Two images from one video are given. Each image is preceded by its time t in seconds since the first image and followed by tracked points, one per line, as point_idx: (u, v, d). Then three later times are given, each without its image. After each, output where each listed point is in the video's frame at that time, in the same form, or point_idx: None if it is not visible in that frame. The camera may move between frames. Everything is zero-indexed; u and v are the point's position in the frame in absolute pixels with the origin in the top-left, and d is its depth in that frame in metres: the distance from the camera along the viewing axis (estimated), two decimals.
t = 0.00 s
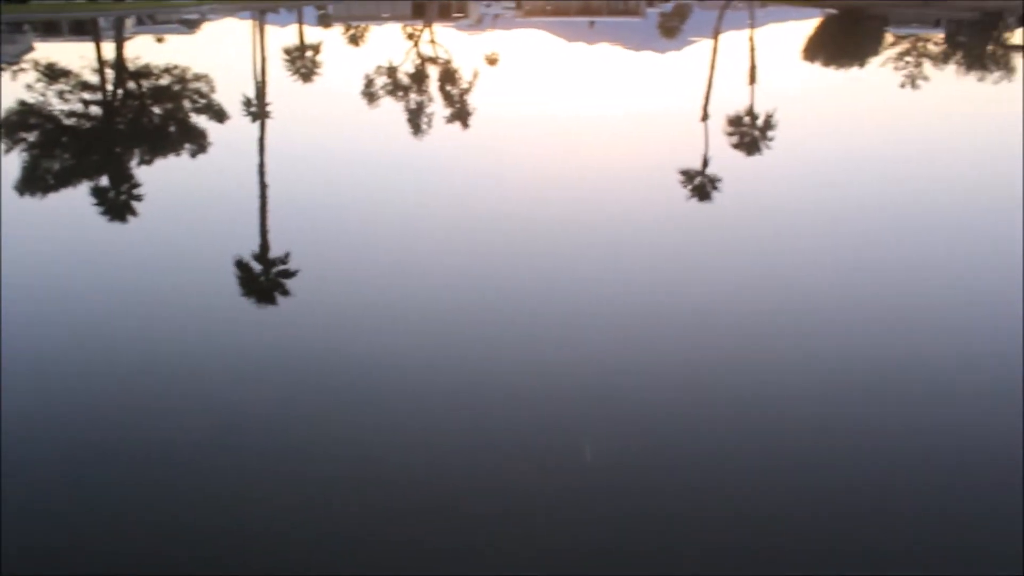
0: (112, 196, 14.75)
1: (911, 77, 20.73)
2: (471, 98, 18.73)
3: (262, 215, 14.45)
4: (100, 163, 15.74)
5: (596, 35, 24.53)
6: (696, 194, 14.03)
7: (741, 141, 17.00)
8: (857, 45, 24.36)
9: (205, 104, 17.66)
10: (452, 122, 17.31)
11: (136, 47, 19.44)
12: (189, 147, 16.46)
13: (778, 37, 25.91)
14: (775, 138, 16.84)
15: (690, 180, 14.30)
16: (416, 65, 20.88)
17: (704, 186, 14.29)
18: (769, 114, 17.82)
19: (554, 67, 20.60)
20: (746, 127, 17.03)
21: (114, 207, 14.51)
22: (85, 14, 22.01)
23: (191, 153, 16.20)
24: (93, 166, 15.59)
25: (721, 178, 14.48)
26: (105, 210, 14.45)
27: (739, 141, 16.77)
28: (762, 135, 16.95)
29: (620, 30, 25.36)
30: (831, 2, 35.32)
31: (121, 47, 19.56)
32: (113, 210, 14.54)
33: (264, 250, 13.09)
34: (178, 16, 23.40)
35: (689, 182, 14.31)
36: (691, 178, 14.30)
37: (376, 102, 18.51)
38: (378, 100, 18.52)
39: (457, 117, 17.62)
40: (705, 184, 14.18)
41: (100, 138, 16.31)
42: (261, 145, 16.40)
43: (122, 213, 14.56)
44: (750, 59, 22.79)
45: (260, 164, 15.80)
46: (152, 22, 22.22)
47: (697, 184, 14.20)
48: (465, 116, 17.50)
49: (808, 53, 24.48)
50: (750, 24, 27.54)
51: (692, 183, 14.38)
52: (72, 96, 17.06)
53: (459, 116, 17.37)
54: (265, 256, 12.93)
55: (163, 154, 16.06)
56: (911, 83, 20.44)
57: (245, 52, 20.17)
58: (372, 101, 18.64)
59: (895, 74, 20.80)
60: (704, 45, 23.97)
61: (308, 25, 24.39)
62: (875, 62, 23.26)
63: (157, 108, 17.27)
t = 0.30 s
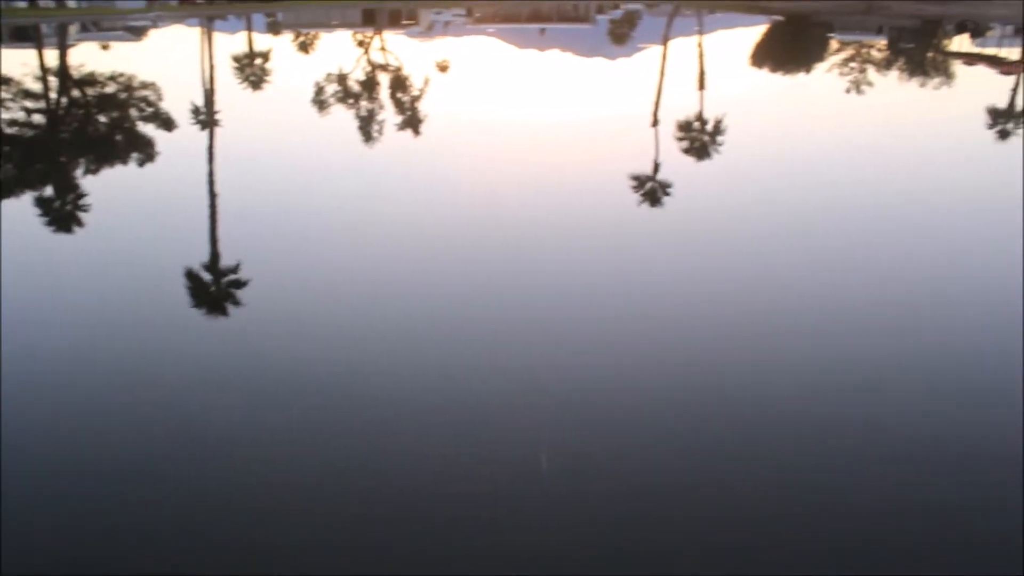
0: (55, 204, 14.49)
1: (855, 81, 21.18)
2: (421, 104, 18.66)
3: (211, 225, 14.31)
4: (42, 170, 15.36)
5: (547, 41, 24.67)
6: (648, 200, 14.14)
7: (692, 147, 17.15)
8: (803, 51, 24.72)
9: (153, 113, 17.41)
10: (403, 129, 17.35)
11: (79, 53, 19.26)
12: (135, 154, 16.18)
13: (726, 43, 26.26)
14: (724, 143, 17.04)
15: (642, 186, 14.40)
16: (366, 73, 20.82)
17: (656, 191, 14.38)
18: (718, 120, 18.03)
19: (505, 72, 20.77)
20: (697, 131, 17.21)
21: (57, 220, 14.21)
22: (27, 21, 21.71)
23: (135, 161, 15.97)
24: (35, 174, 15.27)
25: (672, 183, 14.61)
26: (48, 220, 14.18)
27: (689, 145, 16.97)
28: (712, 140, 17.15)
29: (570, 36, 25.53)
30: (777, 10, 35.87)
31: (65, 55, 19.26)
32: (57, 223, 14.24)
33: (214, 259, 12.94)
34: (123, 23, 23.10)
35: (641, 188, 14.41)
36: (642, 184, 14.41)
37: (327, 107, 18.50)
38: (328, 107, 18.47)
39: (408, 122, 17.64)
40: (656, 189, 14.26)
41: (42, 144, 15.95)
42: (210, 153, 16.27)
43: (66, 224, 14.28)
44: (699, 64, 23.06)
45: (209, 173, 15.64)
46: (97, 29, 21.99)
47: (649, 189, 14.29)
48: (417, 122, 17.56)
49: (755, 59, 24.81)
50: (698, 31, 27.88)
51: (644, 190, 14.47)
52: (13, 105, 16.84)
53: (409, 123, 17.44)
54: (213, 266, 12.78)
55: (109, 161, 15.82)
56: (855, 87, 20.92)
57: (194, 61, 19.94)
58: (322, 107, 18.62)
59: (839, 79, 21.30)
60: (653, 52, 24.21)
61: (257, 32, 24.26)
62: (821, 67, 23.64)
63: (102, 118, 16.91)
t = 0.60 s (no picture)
0: None
1: (802, 86, 21.48)
2: (370, 112, 18.59)
3: (160, 237, 14.10)
4: None
5: (495, 47, 24.70)
6: (599, 203, 14.21)
7: (641, 151, 17.34)
8: (748, 57, 25.09)
9: (96, 124, 17.11)
10: (352, 136, 17.29)
11: (20, 66, 18.92)
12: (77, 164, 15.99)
13: (672, 48, 26.51)
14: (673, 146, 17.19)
15: (592, 191, 14.50)
16: (314, 81, 20.68)
17: (606, 196, 14.46)
18: (666, 124, 18.19)
19: (455, 79, 20.84)
20: (646, 135, 17.37)
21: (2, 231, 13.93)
22: None
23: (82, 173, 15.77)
24: None
25: (622, 186, 14.72)
26: None
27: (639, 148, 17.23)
28: (661, 144, 17.31)
29: (518, 41, 25.60)
30: (722, 14, 36.32)
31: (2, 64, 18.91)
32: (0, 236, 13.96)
33: (163, 272, 12.73)
34: (63, 33, 22.72)
35: (591, 193, 14.51)
36: (593, 189, 14.50)
37: (273, 116, 18.43)
38: (276, 117, 18.37)
39: (358, 128, 17.61)
40: (606, 193, 14.37)
41: None
42: (156, 164, 16.03)
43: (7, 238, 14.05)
44: (646, 69, 23.25)
45: (156, 184, 15.42)
46: (36, 38, 21.63)
47: (599, 194, 14.38)
48: (367, 128, 17.54)
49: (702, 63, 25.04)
50: (644, 35, 28.13)
51: (595, 194, 14.54)
52: None
53: (360, 130, 17.43)
54: (161, 277, 12.59)
55: (53, 172, 15.57)
56: (801, 89, 21.11)
57: (138, 70, 19.62)
58: (271, 115, 18.50)
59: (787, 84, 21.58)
60: (601, 58, 24.37)
61: (202, 40, 24.02)
62: (766, 71, 23.97)
63: (42, 128, 16.61)
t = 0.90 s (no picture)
0: None
1: (746, 89, 21.75)
2: (317, 120, 18.46)
3: (104, 250, 13.84)
4: None
5: (442, 54, 24.67)
6: (549, 208, 14.20)
7: (590, 155, 17.41)
8: (691, 60, 25.35)
9: (37, 136, 16.78)
10: (300, 145, 17.11)
11: None
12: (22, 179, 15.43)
13: (618, 52, 26.67)
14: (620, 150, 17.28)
15: (542, 196, 14.52)
16: (260, 90, 20.49)
17: (558, 200, 14.48)
18: (614, 127, 18.28)
19: (402, 87, 20.79)
20: (595, 139, 17.44)
21: None
22: None
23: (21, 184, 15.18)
24: None
25: (572, 191, 14.75)
26: None
27: (587, 152, 17.31)
28: (609, 147, 17.40)
29: (465, 48, 25.61)
30: (666, 19, 36.66)
31: None
32: None
33: (109, 286, 12.48)
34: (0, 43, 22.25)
35: (541, 198, 14.52)
36: (543, 195, 14.53)
37: (218, 126, 18.20)
38: (223, 126, 18.15)
39: (306, 137, 17.45)
40: (557, 198, 14.39)
41: None
42: (100, 176, 15.76)
43: None
44: (593, 74, 23.33)
45: (100, 197, 15.14)
46: None
47: (550, 199, 14.40)
48: (315, 137, 17.38)
49: (647, 66, 25.18)
50: (590, 40, 28.31)
51: (545, 199, 14.58)
52: None
53: (308, 139, 17.27)
54: (108, 291, 12.34)
55: None
56: (745, 93, 21.37)
57: (80, 82, 19.29)
58: (217, 125, 18.26)
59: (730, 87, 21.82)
60: (548, 64, 24.42)
61: (145, 50, 23.69)
62: (712, 74, 24.19)
63: None
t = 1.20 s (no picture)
0: None
1: (697, 88, 21.89)
2: (269, 123, 18.30)
3: (52, 257, 13.62)
4: None
5: (394, 55, 24.58)
6: (503, 208, 14.21)
7: (543, 155, 17.43)
8: (643, 61, 25.51)
9: None
10: (251, 149, 16.93)
11: None
12: None
13: (570, 53, 26.76)
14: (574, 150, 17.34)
15: (497, 197, 14.52)
16: (209, 93, 20.26)
17: (513, 201, 14.47)
18: (567, 127, 18.35)
19: (354, 89, 20.67)
20: (547, 139, 17.48)
21: None
22: None
23: None
24: None
25: (526, 191, 14.78)
26: None
27: (540, 151, 17.35)
28: (562, 147, 17.44)
29: (417, 49, 25.54)
30: (617, 18, 36.88)
31: None
32: None
33: (59, 294, 12.26)
34: None
35: (496, 198, 14.51)
36: (497, 195, 14.52)
37: (168, 130, 17.96)
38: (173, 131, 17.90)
39: (258, 141, 17.27)
40: (511, 198, 14.39)
41: None
42: (46, 182, 15.49)
43: None
44: (545, 74, 23.39)
45: (47, 203, 14.88)
46: None
47: (505, 199, 14.40)
48: (267, 140, 17.20)
49: (599, 65, 25.29)
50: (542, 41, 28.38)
51: (500, 200, 14.57)
52: None
53: (259, 143, 17.08)
54: (58, 299, 12.11)
55: None
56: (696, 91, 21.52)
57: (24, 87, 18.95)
58: (167, 130, 18.01)
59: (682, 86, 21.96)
60: (500, 64, 24.43)
61: (91, 54, 23.32)
62: (663, 72, 24.35)
63: None
